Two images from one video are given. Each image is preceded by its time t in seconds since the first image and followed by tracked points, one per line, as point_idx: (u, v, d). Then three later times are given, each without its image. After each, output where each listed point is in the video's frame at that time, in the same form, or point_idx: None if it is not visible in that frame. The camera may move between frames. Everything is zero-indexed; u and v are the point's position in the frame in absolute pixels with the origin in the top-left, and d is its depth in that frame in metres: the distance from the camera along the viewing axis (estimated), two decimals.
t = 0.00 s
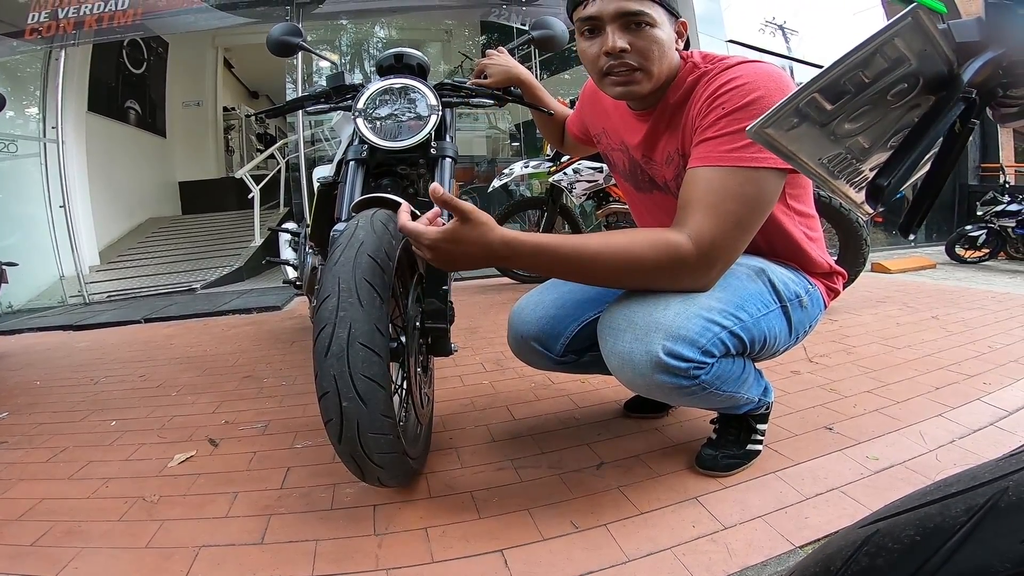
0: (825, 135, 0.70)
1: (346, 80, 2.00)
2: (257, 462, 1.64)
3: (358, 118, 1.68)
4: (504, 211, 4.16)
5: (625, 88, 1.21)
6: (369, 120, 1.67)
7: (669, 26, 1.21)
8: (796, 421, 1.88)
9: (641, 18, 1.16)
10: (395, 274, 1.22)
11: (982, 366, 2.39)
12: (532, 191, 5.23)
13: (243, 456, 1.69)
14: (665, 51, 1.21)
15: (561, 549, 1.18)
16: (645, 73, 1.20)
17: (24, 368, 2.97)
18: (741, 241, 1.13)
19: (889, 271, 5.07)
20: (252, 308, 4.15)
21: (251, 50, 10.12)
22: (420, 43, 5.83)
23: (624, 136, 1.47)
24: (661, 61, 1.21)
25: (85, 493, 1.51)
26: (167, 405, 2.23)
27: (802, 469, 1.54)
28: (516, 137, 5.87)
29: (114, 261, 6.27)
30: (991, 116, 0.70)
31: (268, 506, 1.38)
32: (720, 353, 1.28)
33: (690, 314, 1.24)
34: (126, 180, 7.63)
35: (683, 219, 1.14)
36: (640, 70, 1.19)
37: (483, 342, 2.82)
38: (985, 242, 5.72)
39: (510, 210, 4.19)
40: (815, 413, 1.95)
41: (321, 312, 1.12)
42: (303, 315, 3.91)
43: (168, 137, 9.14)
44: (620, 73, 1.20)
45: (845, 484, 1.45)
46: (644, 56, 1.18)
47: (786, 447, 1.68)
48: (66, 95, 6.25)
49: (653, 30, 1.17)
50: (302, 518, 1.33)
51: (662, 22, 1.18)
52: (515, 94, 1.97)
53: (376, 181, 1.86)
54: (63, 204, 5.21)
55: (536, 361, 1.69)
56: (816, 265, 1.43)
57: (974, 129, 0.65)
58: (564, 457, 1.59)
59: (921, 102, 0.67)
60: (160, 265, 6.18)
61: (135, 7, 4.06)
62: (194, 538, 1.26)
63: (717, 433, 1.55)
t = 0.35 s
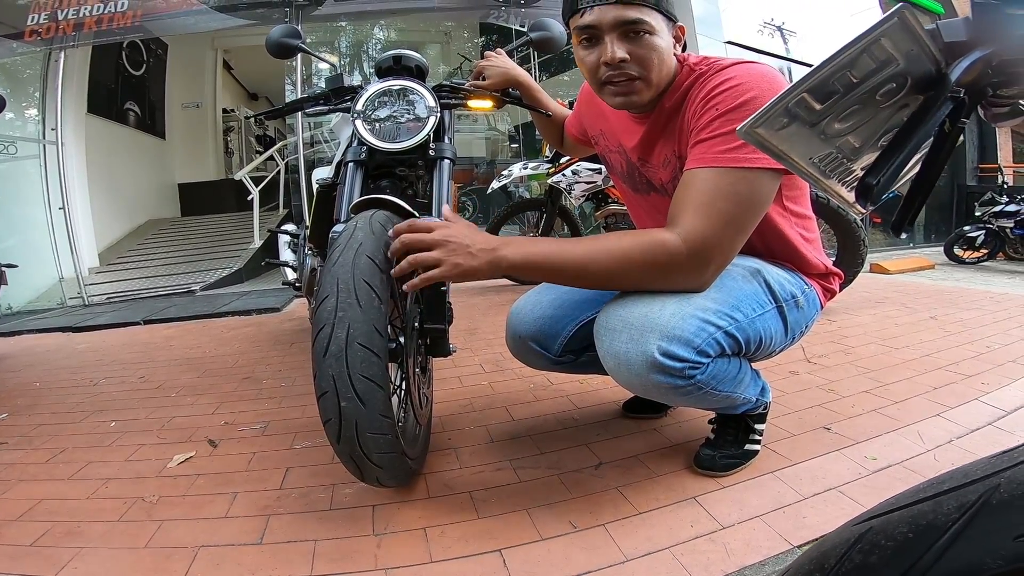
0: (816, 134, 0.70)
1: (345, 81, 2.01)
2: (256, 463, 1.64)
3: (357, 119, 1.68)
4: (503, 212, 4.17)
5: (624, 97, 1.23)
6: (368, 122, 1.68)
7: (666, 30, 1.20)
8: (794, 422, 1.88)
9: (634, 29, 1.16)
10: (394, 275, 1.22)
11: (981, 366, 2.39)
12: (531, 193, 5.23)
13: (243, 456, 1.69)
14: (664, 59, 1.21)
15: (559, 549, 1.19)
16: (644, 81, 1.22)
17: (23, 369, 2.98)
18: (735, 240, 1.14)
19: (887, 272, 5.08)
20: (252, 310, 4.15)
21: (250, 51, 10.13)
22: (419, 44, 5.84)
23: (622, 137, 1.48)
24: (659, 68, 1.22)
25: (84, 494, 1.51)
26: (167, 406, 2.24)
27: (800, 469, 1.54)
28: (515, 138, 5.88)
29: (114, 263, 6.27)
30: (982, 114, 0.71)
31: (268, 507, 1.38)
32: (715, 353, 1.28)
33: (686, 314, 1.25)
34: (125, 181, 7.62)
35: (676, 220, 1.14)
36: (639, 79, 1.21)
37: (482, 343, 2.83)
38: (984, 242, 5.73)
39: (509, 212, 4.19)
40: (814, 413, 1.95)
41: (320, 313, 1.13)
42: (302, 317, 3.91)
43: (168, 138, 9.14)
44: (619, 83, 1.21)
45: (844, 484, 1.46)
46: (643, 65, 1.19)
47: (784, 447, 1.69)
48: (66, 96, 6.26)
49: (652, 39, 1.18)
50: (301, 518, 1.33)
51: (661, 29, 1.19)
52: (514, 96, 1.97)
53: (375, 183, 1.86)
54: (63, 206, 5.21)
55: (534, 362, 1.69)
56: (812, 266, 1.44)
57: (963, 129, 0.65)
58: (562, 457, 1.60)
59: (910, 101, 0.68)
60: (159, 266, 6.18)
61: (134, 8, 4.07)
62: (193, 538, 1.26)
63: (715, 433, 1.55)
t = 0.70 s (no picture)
0: (807, 136, 0.71)
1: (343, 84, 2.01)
2: (255, 465, 1.65)
3: (355, 122, 1.68)
4: (501, 214, 4.18)
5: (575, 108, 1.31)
6: (367, 124, 1.68)
7: (614, 45, 1.18)
8: (793, 421, 1.89)
9: (570, 51, 1.18)
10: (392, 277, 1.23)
11: (979, 365, 2.40)
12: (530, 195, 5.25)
13: (242, 458, 1.70)
14: (604, 77, 1.21)
15: (558, 549, 1.19)
16: (583, 100, 1.26)
17: (22, 372, 2.98)
18: (729, 243, 1.14)
19: (885, 272, 5.09)
20: (250, 312, 4.15)
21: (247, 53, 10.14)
22: (417, 46, 5.86)
23: (622, 140, 1.49)
24: (600, 87, 1.23)
25: (84, 496, 1.52)
26: (166, 408, 2.24)
27: (799, 467, 1.55)
28: (513, 140, 5.89)
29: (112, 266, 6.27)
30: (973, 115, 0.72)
31: (268, 508, 1.39)
32: (710, 354, 1.29)
33: (682, 316, 1.26)
34: (123, 184, 7.62)
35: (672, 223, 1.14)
36: (579, 98, 1.26)
37: (480, 345, 2.83)
38: (981, 242, 5.74)
39: (508, 213, 4.20)
40: (812, 413, 1.96)
41: (319, 315, 1.13)
42: (301, 319, 3.91)
43: (165, 140, 9.14)
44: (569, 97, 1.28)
45: (842, 484, 1.46)
46: (579, 86, 1.23)
47: (782, 446, 1.69)
48: (64, 99, 6.27)
49: (582, 62, 1.19)
50: (300, 520, 1.33)
51: (595, 50, 1.18)
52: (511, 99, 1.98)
53: (373, 185, 1.87)
54: (60, 209, 5.21)
55: (532, 363, 1.70)
56: (809, 267, 1.45)
57: (952, 129, 0.67)
58: (561, 458, 1.60)
59: (899, 103, 0.68)
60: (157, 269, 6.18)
61: (132, 11, 4.09)
62: (193, 539, 1.27)
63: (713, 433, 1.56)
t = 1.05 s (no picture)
0: (800, 142, 0.71)
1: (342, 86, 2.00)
2: (255, 467, 1.65)
3: (354, 125, 1.69)
4: (499, 216, 4.18)
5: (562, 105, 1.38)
6: (365, 127, 1.69)
7: (591, 52, 1.23)
8: (791, 423, 1.90)
9: (549, 57, 1.25)
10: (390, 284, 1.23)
11: (976, 366, 2.41)
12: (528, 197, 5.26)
13: (242, 460, 1.70)
14: (581, 80, 1.27)
15: (556, 551, 1.20)
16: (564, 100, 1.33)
17: (22, 374, 2.98)
18: (708, 250, 1.15)
19: (883, 273, 5.10)
20: (249, 315, 4.15)
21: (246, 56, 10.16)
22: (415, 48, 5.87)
23: (623, 141, 1.49)
24: (578, 89, 1.29)
25: (84, 498, 1.52)
26: (165, 411, 2.24)
27: (796, 469, 1.56)
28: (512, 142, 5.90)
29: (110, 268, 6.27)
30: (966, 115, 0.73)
31: (267, 510, 1.39)
32: (697, 363, 1.29)
33: (667, 325, 1.26)
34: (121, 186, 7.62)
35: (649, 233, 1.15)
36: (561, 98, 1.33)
37: (480, 347, 2.83)
38: (979, 243, 5.74)
39: (506, 215, 4.20)
40: (810, 415, 1.97)
41: (318, 319, 1.15)
42: (300, 322, 3.91)
43: (164, 142, 9.14)
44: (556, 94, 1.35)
45: (840, 485, 1.47)
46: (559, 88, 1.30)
47: (780, 448, 1.70)
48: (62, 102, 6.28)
49: (559, 67, 1.26)
50: (300, 522, 1.34)
51: (569, 57, 1.24)
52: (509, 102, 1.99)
53: (371, 188, 1.88)
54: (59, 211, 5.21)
55: (530, 362, 1.72)
56: (804, 271, 1.45)
57: (946, 134, 0.67)
58: (559, 460, 1.60)
59: (891, 108, 0.69)
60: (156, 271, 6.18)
61: (131, 13, 4.10)
62: (192, 542, 1.27)
63: (710, 436, 1.57)
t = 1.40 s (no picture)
0: (821, 153, 0.72)
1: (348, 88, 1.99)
2: (259, 472, 1.65)
3: (361, 129, 1.69)
4: (501, 219, 4.18)
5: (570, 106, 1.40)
6: (372, 130, 1.69)
7: (597, 55, 1.25)
8: (795, 427, 1.89)
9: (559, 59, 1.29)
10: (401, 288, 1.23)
11: (980, 369, 2.41)
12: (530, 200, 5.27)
13: (246, 465, 1.70)
14: (587, 82, 1.29)
15: (564, 555, 1.20)
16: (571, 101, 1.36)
17: (24, 377, 2.98)
18: (694, 251, 1.13)
19: (885, 276, 5.10)
20: (251, 318, 4.14)
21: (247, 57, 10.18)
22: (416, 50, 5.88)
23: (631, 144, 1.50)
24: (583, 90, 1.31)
25: (88, 502, 1.52)
26: (168, 415, 2.23)
27: (802, 473, 1.56)
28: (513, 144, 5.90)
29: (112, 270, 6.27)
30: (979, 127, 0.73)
31: (272, 515, 1.39)
32: (702, 369, 1.29)
33: (671, 332, 1.27)
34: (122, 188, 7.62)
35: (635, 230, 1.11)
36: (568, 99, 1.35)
37: (482, 351, 2.83)
38: (980, 245, 5.75)
39: (508, 218, 4.20)
40: (813, 418, 1.97)
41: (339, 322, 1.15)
42: (302, 325, 3.91)
43: (165, 144, 9.15)
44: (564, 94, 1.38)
45: (845, 489, 1.47)
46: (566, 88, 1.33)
47: (785, 452, 1.70)
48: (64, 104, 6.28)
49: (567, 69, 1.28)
50: (305, 527, 1.33)
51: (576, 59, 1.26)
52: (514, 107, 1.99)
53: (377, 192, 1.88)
54: (60, 213, 5.21)
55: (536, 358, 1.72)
56: (808, 275, 1.45)
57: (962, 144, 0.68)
58: (565, 464, 1.60)
59: (911, 119, 0.70)
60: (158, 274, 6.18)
61: (133, 15, 4.11)
62: (198, 547, 1.27)
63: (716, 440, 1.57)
